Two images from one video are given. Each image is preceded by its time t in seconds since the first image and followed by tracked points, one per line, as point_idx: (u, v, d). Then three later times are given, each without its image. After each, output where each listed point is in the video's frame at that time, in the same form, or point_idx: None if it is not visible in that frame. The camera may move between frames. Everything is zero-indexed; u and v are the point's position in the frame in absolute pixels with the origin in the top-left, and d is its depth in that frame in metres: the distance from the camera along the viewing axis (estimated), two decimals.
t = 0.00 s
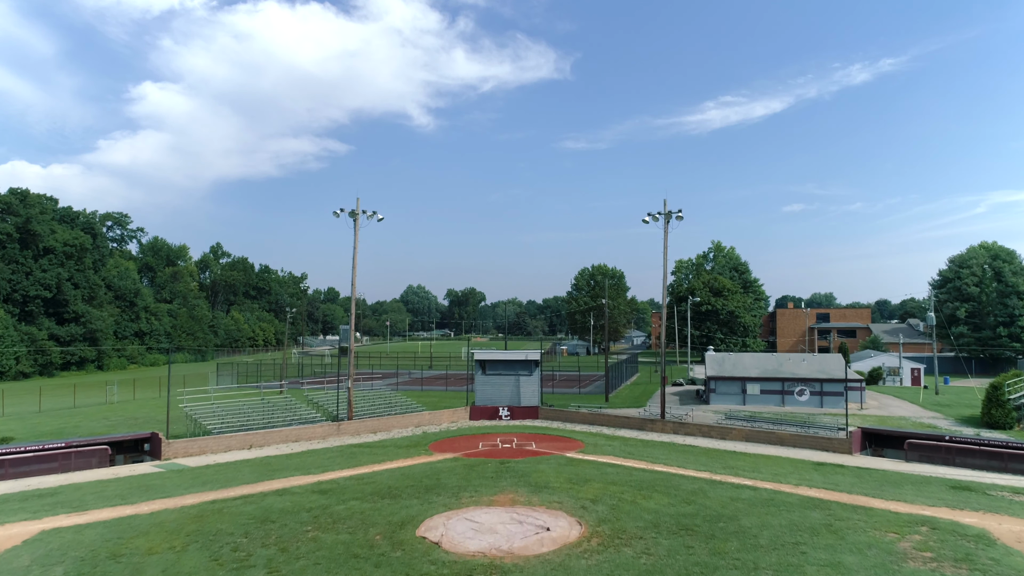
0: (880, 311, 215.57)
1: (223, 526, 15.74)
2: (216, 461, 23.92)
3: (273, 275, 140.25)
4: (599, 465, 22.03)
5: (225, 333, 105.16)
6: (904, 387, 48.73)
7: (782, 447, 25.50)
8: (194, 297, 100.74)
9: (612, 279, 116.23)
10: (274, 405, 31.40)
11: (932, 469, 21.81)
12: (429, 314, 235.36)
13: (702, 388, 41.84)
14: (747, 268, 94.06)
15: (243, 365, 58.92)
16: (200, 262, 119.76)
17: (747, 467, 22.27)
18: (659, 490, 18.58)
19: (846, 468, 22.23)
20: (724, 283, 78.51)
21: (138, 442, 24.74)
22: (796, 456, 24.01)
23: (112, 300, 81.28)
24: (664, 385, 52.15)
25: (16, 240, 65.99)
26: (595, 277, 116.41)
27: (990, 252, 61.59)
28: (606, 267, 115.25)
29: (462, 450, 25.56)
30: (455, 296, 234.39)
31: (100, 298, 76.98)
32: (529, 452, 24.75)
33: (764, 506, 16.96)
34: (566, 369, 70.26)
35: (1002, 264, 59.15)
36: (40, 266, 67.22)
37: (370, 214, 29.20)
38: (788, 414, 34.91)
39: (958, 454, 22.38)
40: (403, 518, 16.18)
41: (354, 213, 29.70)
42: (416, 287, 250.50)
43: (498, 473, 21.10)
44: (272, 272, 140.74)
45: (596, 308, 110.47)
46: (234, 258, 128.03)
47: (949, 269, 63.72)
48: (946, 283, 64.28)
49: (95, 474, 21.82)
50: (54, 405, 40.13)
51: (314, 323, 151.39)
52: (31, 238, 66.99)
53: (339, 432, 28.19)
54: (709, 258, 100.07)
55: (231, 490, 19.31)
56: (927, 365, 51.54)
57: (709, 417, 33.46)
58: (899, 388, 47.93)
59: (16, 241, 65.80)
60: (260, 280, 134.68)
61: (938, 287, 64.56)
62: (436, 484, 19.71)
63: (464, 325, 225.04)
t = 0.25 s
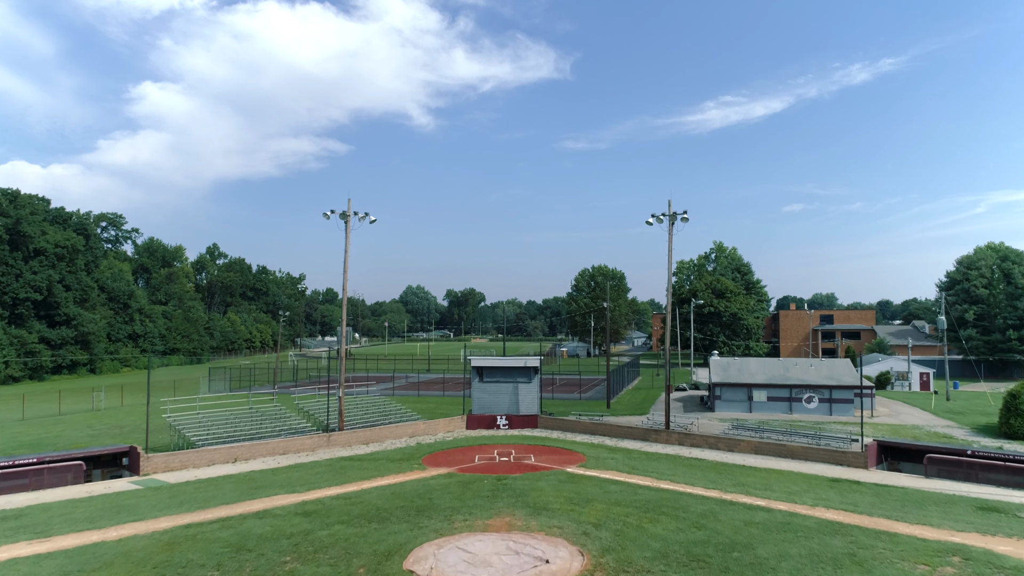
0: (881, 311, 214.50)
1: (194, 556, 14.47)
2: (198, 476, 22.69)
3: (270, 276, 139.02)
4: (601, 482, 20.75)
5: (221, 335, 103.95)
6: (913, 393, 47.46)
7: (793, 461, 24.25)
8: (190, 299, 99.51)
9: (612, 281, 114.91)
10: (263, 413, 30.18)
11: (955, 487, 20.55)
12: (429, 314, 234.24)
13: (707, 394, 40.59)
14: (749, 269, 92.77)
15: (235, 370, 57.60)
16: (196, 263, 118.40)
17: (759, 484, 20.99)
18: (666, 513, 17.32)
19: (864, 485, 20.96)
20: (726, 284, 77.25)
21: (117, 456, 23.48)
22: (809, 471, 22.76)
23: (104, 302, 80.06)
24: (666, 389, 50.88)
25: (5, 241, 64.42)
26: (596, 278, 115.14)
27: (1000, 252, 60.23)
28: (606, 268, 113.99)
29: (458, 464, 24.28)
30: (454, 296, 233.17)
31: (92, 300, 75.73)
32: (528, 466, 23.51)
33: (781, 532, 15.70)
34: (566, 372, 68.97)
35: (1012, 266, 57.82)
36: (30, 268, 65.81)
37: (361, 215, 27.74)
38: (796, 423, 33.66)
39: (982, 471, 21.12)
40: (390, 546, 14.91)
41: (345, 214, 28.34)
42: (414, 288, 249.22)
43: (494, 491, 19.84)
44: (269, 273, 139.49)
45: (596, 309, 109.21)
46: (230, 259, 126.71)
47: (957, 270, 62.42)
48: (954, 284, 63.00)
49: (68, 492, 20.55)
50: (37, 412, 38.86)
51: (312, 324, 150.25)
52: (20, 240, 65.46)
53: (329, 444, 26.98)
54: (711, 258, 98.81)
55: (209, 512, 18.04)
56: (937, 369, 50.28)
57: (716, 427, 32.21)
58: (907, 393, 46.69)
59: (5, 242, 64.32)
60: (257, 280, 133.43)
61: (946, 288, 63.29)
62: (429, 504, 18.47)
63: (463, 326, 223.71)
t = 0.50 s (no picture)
0: (883, 312, 213.48)
1: None
2: (177, 494, 21.51)
3: (267, 277, 137.88)
4: (603, 503, 19.55)
5: (217, 337, 102.83)
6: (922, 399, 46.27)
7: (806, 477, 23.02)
8: (185, 300, 98.39)
9: (613, 282, 113.67)
10: (251, 424, 28.99)
11: (980, 509, 19.29)
12: (428, 315, 233.22)
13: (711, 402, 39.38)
14: (751, 270, 91.59)
15: (228, 374, 56.48)
16: (192, 264, 117.11)
17: (772, 505, 19.73)
18: (675, 541, 16.08)
19: (883, 506, 19.71)
20: (729, 286, 76.08)
21: (91, 472, 22.27)
22: (824, 490, 21.51)
23: (97, 304, 78.98)
24: (669, 395, 49.69)
25: None
26: (596, 279, 113.87)
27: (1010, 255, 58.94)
28: (607, 269, 112.79)
29: (452, 481, 23.06)
30: (454, 297, 232.07)
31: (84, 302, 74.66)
32: (526, 484, 22.31)
33: (800, 564, 14.44)
34: (566, 376, 67.81)
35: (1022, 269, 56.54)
36: (20, 270, 64.43)
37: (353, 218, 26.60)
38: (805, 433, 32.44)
39: (1007, 491, 19.86)
40: None
41: (335, 217, 27.19)
42: (414, 288, 248.19)
43: (490, 514, 18.60)
44: (266, 274, 138.34)
45: (597, 311, 107.98)
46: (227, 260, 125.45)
47: (966, 273, 61.17)
48: (963, 287, 61.76)
49: (37, 514, 19.31)
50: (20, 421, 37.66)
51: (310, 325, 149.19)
52: (11, 242, 63.90)
53: (317, 458, 25.78)
54: (713, 260, 97.62)
55: (184, 538, 16.80)
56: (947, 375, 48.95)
57: (722, 438, 31.02)
58: (917, 400, 45.46)
59: None
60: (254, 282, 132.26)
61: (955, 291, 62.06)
62: (419, 530, 17.23)
63: (462, 326, 222.66)
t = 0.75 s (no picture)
0: (885, 313, 212.39)
1: None
2: (153, 517, 20.23)
3: (264, 278, 136.75)
4: (606, 528, 18.31)
5: (212, 339, 101.68)
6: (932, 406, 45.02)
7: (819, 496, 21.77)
8: (180, 302, 97.29)
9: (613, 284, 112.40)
10: (237, 436, 27.80)
11: (1007, 535, 18.03)
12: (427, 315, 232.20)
13: (715, 410, 38.14)
14: (754, 272, 90.38)
15: (220, 380, 55.25)
16: (188, 266, 115.87)
17: (785, 528, 18.46)
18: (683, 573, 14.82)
19: (903, 530, 18.46)
20: (731, 289, 74.92)
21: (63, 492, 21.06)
22: (839, 511, 20.23)
23: (89, 306, 77.95)
24: (672, 401, 48.42)
25: None
26: (596, 281, 112.50)
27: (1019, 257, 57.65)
28: (607, 270, 111.40)
29: (446, 500, 21.78)
30: (453, 298, 231.15)
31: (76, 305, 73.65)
32: (524, 504, 21.05)
33: None
34: (566, 381, 66.56)
35: None
36: (9, 273, 63.09)
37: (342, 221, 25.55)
38: (814, 444, 31.20)
39: None
40: None
41: (324, 221, 25.97)
42: (413, 288, 247.02)
43: (484, 540, 17.38)
44: (264, 275, 137.23)
45: (597, 314, 106.73)
46: (224, 261, 124.28)
47: (974, 275, 59.92)
48: (971, 290, 60.49)
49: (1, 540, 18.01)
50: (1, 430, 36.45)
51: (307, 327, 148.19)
52: None
53: (304, 474, 24.53)
54: (715, 261, 96.42)
55: (152, 570, 15.53)
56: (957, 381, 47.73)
57: (728, 451, 29.76)
58: (927, 407, 44.19)
59: None
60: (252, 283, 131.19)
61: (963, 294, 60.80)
62: (407, 560, 15.97)
63: (462, 327, 221.47)
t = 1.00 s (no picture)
0: (887, 315, 211.20)
1: None
2: (126, 542, 19.01)
3: (262, 279, 135.63)
4: (609, 556, 17.09)
5: (208, 342, 100.51)
6: (942, 414, 43.76)
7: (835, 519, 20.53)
8: (175, 304, 96.13)
9: (613, 285, 111.10)
10: (223, 451, 26.58)
11: None
12: (426, 316, 231.04)
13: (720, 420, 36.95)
14: (756, 274, 89.18)
15: (212, 385, 53.98)
16: (184, 267, 114.72)
17: (801, 556, 17.22)
18: None
19: (928, 559, 17.22)
20: (734, 292, 73.72)
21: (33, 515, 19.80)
22: (858, 536, 18.99)
23: (81, 309, 76.76)
24: (674, 408, 47.17)
25: None
26: (597, 283, 111.12)
27: None
28: (608, 272, 110.09)
29: (439, 522, 20.56)
30: (453, 299, 229.90)
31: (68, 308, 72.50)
32: (521, 528, 19.82)
33: None
34: (566, 385, 65.31)
35: None
36: None
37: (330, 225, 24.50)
38: (825, 457, 29.98)
39: None
40: None
41: (312, 225, 24.73)
42: (412, 289, 245.76)
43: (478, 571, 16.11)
44: (261, 276, 136.09)
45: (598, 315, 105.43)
46: (220, 262, 123.09)
47: (983, 278, 58.72)
48: (980, 293, 59.31)
49: None
50: None
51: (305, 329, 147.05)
52: None
53: (291, 494, 23.31)
54: (716, 263, 95.24)
55: None
56: (967, 388, 46.49)
57: (735, 464, 28.53)
58: (937, 415, 42.97)
59: None
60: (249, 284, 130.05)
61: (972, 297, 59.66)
62: None
63: (461, 328, 220.19)
